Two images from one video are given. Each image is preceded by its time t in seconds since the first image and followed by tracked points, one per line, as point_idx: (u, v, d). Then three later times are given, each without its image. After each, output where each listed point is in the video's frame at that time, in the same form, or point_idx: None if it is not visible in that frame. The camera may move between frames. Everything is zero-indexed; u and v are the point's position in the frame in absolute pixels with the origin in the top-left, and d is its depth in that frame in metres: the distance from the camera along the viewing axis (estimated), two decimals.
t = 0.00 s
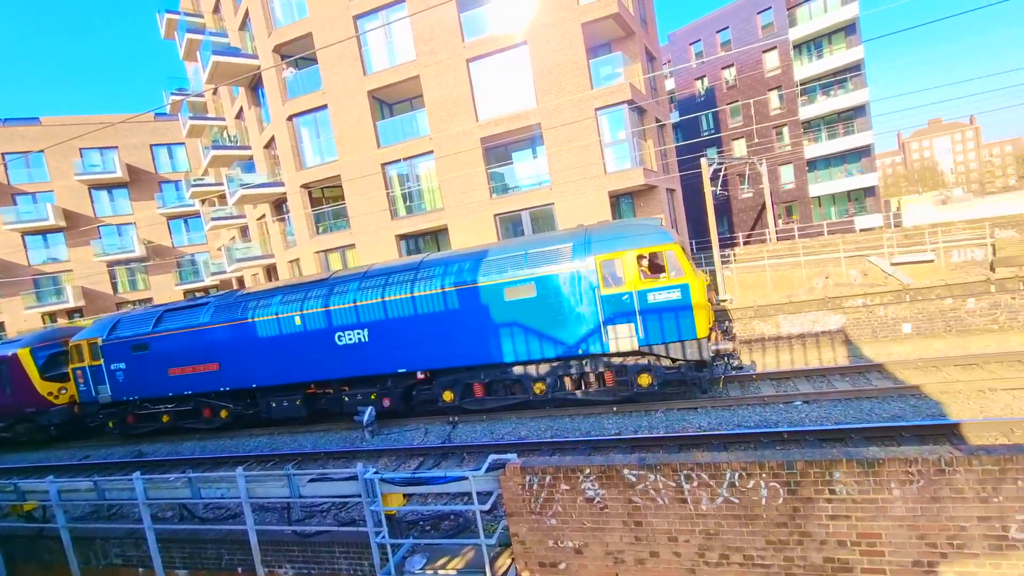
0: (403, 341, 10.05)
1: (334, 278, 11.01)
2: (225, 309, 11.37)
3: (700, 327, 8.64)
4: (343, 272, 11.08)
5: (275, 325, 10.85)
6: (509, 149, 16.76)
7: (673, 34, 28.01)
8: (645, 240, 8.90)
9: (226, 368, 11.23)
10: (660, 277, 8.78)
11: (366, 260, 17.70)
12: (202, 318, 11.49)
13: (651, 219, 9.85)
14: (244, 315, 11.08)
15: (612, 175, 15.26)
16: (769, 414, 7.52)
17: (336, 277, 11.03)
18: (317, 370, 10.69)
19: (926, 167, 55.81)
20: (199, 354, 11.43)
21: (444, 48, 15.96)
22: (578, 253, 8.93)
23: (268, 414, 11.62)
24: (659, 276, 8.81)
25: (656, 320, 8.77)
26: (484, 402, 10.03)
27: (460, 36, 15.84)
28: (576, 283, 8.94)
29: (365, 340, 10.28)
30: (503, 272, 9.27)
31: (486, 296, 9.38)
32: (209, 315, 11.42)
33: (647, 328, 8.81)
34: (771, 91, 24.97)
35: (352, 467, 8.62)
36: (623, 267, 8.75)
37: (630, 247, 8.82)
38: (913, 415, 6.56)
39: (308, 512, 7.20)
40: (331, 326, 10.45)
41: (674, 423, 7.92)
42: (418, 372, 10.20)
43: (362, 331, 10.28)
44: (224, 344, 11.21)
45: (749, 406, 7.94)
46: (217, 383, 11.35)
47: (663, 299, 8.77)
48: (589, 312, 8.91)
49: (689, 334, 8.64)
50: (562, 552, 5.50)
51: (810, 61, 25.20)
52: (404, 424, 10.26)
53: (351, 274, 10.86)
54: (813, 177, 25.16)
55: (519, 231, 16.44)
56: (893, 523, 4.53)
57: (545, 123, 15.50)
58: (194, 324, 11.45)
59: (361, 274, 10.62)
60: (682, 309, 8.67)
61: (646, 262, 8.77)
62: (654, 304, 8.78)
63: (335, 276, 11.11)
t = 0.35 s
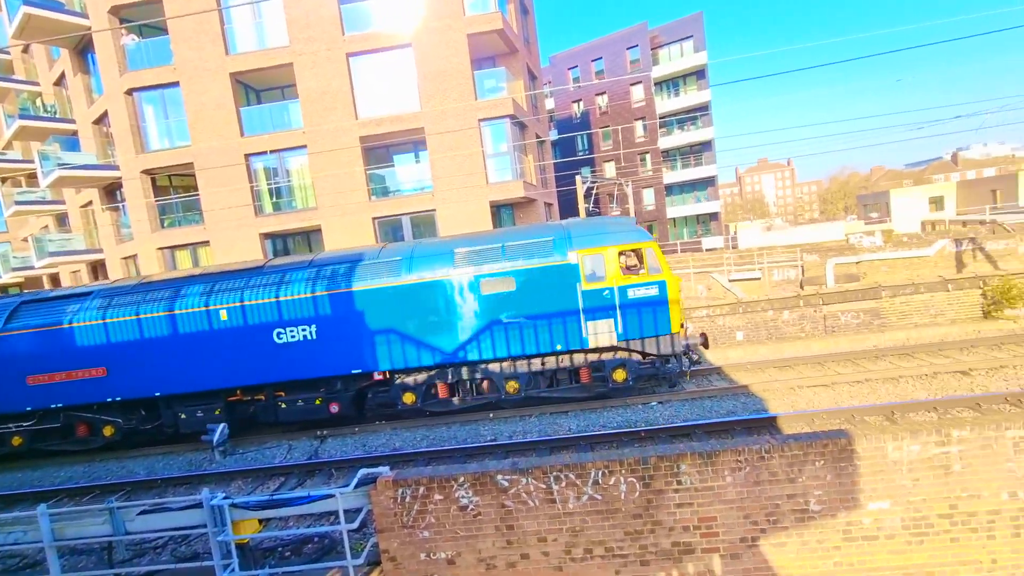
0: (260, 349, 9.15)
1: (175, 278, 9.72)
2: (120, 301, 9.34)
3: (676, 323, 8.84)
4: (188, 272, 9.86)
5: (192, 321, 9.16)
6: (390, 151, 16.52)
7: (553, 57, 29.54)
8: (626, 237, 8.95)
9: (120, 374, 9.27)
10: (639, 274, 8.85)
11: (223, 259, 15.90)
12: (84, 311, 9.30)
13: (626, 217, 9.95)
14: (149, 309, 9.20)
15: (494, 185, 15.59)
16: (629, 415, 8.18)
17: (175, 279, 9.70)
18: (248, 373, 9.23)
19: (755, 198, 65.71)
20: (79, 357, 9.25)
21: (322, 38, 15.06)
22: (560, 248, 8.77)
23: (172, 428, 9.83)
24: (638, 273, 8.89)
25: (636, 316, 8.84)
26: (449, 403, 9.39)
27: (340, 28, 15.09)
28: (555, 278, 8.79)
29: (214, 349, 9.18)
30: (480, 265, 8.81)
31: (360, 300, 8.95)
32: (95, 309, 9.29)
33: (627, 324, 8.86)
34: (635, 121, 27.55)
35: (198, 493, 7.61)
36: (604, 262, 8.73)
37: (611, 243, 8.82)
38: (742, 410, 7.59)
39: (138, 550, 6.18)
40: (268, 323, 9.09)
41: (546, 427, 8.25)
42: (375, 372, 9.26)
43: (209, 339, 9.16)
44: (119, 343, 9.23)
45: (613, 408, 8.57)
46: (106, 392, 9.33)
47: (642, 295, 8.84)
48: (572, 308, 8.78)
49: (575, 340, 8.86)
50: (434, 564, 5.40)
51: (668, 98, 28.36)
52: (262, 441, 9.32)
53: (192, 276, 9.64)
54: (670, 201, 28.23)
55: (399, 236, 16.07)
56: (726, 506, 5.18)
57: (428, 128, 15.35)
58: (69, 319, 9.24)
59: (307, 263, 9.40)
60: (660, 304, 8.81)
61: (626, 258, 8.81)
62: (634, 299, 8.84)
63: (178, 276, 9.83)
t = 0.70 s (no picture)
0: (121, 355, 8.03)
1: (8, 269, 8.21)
2: (49, 285, 7.88)
3: (667, 323, 9.29)
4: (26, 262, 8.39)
5: (148, 312, 8.02)
6: (283, 145, 15.52)
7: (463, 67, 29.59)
8: (625, 241, 9.28)
9: (51, 372, 7.88)
10: (635, 277, 9.19)
11: (70, 250, 13.70)
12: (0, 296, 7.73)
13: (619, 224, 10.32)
14: (93, 296, 7.89)
15: (397, 189, 15.22)
16: (523, 423, 8.32)
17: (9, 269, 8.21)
18: (219, 371, 8.27)
19: (644, 220, 71.04)
20: None
21: (208, 14, 13.74)
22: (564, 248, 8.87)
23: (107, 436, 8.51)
24: (634, 276, 9.23)
25: (630, 317, 9.16)
26: (441, 403, 9.04)
27: (231, 7, 13.89)
28: (558, 278, 8.87)
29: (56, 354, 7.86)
30: (486, 261, 8.65)
31: (241, 303, 8.19)
32: (15, 294, 7.75)
33: (622, 324, 9.15)
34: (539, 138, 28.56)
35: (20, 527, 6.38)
36: (607, 264, 8.96)
37: (612, 247, 9.08)
38: (627, 417, 8.06)
39: None
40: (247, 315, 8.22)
41: (441, 437, 8.11)
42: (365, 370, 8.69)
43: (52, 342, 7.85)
44: (50, 335, 7.83)
45: (509, 417, 8.66)
46: (28, 394, 7.86)
47: (636, 297, 9.18)
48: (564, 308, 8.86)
49: (474, 351, 8.76)
50: None
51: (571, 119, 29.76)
52: (109, 462, 8.11)
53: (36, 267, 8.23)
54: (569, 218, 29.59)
55: (290, 236, 15.04)
56: (610, 509, 5.45)
57: (328, 124, 14.61)
58: None
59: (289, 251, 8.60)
60: (653, 306, 9.21)
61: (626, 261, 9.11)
62: (631, 301, 9.16)
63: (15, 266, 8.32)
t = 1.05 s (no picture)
0: None
1: None
2: (52, 280, 7.18)
3: (671, 321, 10.11)
4: None
5: (164, 308, 7.50)
6: (186, 137, 14.34)
7: (389, 68, 28.78)
8: (635, 245, 9.94)
9: (51, 373, 7.20)
10: (645, 279, 9.89)
11: None
12: None
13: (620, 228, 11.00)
14: (106, 292, 7.29)
15: (315, 191, 14.54)
16: (446, 432, 8.19)
17: None
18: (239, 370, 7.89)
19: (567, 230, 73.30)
20: None
21: None
22: (585, 251, 9.31)
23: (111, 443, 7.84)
24: (644, 278, 9.92)
25: (641, 316, 9.84)
26: (464, 400, 9.15)
27: None
28: (577, 279, 9.32)
29: None
30: (515, 262, 8.87)
31: (132, 309, 7.38)
32: (11, 289, 6.99)
33: (633, 323, 9.83)
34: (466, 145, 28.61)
35: None
36: (624, 266, 9.54)
37: (626, 250, 9.70)
38: (548, 423, 8.19)
39: None
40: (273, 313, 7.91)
41: (359, 450, 7.77)
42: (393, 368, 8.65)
43: None
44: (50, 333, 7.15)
45: (431, 427, 8.49)
46: (24, 398, 7.14)
47: (645, 297, 9.89)
48: (576, 308, 9.26)
49: (395, 359, 8.47)
50: None
51: (498, 129, 30.13)
52: None
53: None
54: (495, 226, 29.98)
55: (192, 236, 13.86)
56: (530, 514, 5.50)
57: (239, 118, 13.68)
58: None
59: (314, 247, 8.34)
60: (660, 306, 9.98)
61: (639, 264, 9.77)
62: (641, 301, 9.89)
63: None
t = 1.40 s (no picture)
0: None
1: None
2: (97, 276, 6.98)
3: (674, 320, 11.04)
4: None
5: (215, 306, 7.44)
6: (82, 129, 12.99)
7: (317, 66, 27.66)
8: (644, 249, 10.80)
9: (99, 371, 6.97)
10: (654, 280, 10.78)
11: None
12: (37, 287, 6.66)
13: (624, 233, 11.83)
14: (156, 289, 7.17)
15: (233, 192, 13.66)
16: (376, 445, 7.89)
17: None
18: (289, 366, 7.91)
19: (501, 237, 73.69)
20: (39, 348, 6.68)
21: None
22: (604, 253, 10.10)
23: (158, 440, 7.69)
24: (652, 280, 10.79)
25: (650, 314, 10.72)
26: (494, 394, 9.58)
27: None
28: (597, 280, 10.09)
29: None
30: (544, 263, 9.49)
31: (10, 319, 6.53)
32: (59, 286, 6.76)
33: (644, 320, 10.68)
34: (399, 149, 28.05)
35: None
36: (637, 269, 10.39)
37: (639, 254, 10.55)
38: (481, 431, 8.12)
39: None
40: (323, 310, 8.01)
41: (281, 467, 7.31)
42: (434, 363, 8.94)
43: None
44: (98, 328, 6.93)
45: (361, 440, 8.15)
46: (70, 398, 6.86)
47: (653, 297, 10.79)
48: (598, 307, 9.99)
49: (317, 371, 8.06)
50: None
51: (432, 134, 29.86)
52: None
53: None
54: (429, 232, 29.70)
55: (88, 238, 12.57)
56: (461, 524, 5.42)
57: (145, 111, 12.59)
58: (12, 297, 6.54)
59: (360, 246, 8.54)
60: (666, 305, 10.89)
61: (650, 266, 10.62)
62: (649, 300, 10.75)
63: None
